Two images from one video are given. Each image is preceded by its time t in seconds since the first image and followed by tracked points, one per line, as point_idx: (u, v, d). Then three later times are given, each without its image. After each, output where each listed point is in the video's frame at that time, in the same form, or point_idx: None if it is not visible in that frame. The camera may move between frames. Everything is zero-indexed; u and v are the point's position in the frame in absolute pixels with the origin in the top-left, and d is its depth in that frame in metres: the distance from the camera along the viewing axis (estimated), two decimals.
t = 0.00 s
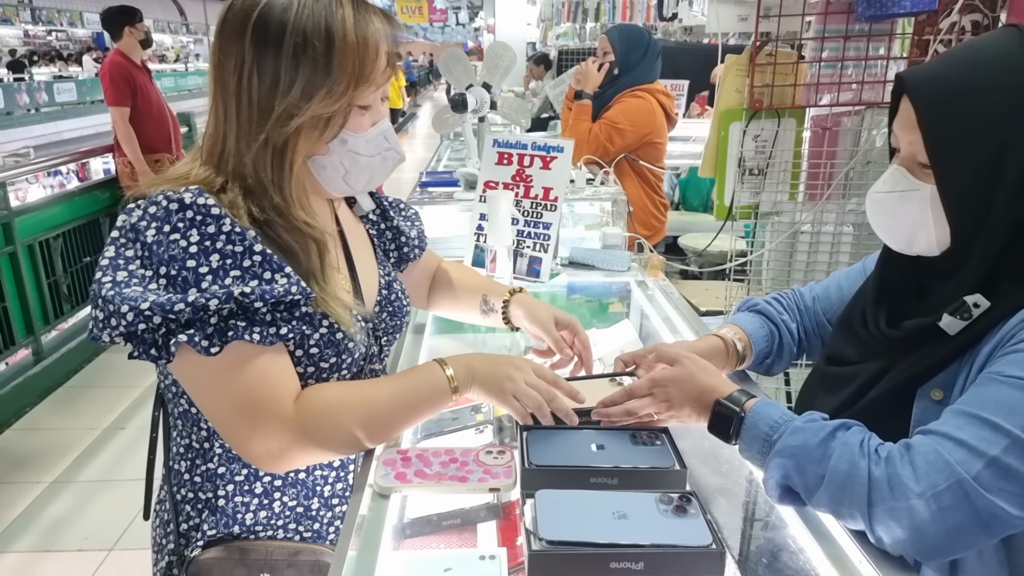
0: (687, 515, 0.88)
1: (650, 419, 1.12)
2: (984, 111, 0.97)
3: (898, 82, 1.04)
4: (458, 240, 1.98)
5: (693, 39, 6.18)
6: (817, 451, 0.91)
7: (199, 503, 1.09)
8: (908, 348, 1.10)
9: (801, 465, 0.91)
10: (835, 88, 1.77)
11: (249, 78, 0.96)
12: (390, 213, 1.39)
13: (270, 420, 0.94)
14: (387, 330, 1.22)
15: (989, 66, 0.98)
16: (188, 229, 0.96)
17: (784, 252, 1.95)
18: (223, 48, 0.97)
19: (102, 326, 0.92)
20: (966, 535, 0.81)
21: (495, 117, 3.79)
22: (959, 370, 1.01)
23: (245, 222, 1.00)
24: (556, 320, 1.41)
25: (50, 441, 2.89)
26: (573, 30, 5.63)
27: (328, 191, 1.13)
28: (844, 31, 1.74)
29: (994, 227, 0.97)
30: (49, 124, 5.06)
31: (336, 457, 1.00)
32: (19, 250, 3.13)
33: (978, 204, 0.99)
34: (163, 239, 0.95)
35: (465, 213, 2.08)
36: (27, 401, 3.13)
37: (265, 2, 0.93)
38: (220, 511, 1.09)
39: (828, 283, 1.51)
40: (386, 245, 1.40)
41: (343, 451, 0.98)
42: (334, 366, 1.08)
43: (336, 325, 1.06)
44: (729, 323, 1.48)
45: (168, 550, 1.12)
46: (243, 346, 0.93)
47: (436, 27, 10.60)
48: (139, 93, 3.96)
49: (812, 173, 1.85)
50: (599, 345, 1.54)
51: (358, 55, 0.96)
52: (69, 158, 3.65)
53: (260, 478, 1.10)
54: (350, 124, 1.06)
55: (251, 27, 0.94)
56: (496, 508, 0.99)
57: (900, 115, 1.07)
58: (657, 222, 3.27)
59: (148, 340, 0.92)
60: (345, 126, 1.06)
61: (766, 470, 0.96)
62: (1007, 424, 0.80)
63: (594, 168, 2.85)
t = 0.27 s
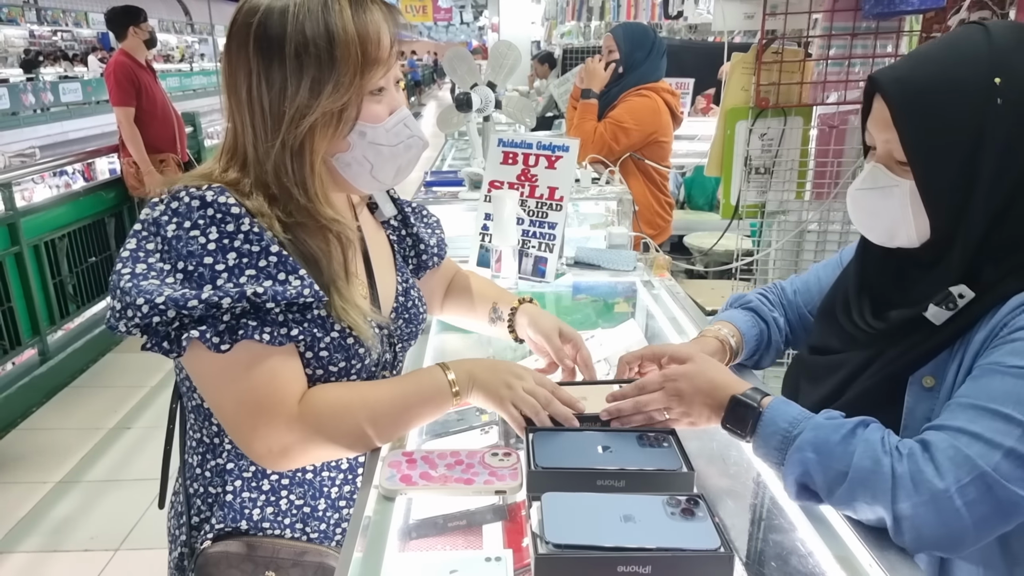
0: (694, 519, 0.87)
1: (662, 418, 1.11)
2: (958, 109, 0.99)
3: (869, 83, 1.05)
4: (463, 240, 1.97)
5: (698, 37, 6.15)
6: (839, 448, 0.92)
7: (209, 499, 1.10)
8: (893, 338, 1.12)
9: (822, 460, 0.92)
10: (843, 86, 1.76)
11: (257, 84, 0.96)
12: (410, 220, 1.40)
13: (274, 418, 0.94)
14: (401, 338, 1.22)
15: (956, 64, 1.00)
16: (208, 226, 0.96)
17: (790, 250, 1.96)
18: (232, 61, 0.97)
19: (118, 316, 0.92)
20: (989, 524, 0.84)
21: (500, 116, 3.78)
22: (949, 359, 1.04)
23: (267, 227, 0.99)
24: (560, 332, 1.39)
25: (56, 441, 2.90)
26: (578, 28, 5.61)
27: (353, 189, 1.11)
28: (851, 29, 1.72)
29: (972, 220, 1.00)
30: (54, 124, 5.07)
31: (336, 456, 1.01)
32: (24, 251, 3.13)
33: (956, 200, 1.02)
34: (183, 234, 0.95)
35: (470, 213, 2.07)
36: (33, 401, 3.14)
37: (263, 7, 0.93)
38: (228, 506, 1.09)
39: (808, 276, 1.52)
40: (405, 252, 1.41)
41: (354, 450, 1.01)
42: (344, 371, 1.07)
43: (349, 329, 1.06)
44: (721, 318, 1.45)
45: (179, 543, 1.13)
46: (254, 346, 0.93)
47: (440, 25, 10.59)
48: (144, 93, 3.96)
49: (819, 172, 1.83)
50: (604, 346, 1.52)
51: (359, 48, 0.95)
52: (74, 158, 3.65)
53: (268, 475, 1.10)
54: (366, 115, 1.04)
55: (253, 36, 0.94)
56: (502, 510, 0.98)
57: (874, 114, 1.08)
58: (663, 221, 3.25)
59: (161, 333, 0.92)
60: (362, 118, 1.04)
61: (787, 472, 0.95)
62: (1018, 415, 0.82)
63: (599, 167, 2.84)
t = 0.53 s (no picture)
0: (700, 522, 0.87)
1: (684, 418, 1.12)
2: (940, 105, 1.06)
3: (854, 82, 1.12)
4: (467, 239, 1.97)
5: (703, 35, 6.12)
6: (873, 452, 0.93)
7: (213, 494, 1.10)
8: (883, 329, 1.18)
9: (852, 463, 0.93)
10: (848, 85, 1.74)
11: (261, 84, 0.96)
12: (422, 221, 1.39)
13: (275, 418, 0.94)
14: (409, 340, 1.22)
15: (937, 64, 1.07)
16: (214, 225, 0.96)
17: (795, 249, 1.92)
18: (237, 59, 0.97)
19: (126, 313, 0.92)
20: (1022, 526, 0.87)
21: (504, 114, 3.77)
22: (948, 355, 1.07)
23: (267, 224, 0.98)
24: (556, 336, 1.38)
25: (59, 439, 2.90)
26: (582, 27, 5.60)
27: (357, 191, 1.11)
28: (857, 28, 1.70)
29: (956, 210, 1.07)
30: (58, 123, 5.08)
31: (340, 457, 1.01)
32: (28, 249, 3.14)
33: (941, 192, 1.08)
34: (189, 232, 0.95)
35: (474, 211, 2.06)
36: (36, 399, 3.15)
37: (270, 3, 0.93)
38: (230, 503, 1.08)
39: (788, 271, 1.57)
40: (417, 253, 1.40)
41: (357, 452, 1.01)
42: (346, 372, 1.06)
43: (353, 331, 1.04)
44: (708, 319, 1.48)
45: (182, 537, 1.12)
46: (256, 346, 0.93)
47: (444, 24, 10.58)
48: (149, 92, 3.97)
49: (824, 171, 1.82)
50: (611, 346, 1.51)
51: (365, 48, 0.95)
52: (78, 156, 3.65)
53: (270, 473, 1.09)
54: (372, 119, 1.03)
55: (260, 33, 0.94)
56: (505, 511, 0.97)
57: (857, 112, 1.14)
58: (668, 220, 3.23)
59: (164, 330, 0.93)
60: (366, 121, 1.03)
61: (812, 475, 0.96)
62: None
63: (603, 166, 2.83)
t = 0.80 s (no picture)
0: (702, 524, 0.86)
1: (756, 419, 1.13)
2: (918, 102, 1.10)
3: (834, 83, 1.15)
4: (468, 240, 1.97)
5: (705, 35, 6.12)
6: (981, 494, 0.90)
7: (211, 497, 1.09)
8: (873, 326, 1.19)
9: (967, 499, 0.91)
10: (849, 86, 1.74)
11: (259, 87, 0.95)
12: (422, 222, 1.38)
13: (261, 430, 0.93)
14: (408, 339, 1.22)
15: (912, 63, 1.12)
16: (205, 233, 0.95)
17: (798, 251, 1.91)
18: (235, 61, 0.96)
19: (117, 319, 0.92)
20: None
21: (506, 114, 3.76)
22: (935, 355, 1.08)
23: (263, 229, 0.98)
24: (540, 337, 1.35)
25: (59, 440, 2.89)
26: (584, 27, 5.59)
27: (353, 194, 1.10)
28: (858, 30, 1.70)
29: (939, 204, 1.10)
30: (60, 122, 5.09)
31: (329, 464, 1.00)
32: (28, 249, 3.14)
33: (921, 186, 1.13)
34: (181, 240, 0.95)
35: (476, 212, 2.06)
36: (36, 398, 3.15)
37: (265, 6, 0.93)
38: (229, 505, 1.08)
39: (767, 270, 1.61)
40: (416, 254, 1.40)
41: (359, 451, 1.00)
42: (344, 376, 1.06)
43: (349, 335, 1.04)
44: (701, 314, 1.47)
45: (181, 537, 1.12)
46: (244, 356, 0.93)
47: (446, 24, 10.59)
48: (150, 91, 3.97)
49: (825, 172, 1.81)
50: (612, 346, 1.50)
51: (365, 53, 0.94)
52: (79, 155, 3.65)
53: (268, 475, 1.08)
54: (369, 124, 1.03)
55: (257, 37, 0.93)
56: (505, 513, 0.96)
57: (835, 112, 1.17)
58: (670, 220, 3.22)
59: (155, 338, 0.93)
60: (363, 127, 1.03)
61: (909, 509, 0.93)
62: None
63: (605, 167, 2.82)
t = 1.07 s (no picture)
0: (703, 524, 0.87)
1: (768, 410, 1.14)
2: (904, 99, 1.10)
3: (822, 79, 1.15)
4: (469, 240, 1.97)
5: (706, 36, 6.11)
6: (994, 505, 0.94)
7: (210, 498, 1.09)
8: (857, 317, 1.19)
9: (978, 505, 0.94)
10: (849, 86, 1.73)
11: (251, 87, 0.95)
12: (417, 219, 1.38)
13: (253, 436, 0.92)
14: (404, 339, 1.21)
15: (897, 60, 1.12)
16: (191, 239, 0.94)
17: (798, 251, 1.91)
18: (227, 59, 0.95)
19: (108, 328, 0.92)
20: None
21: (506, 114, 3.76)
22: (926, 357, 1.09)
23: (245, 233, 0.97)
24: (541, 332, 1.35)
25: (58, 441, 2.89)
26: (584, 27, 5.59)
27: (337, 198, 1.10)
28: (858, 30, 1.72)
29: (925, 188, 1.10)
30: (59, 122, 5.09)
31: (328, 464, 0.98)
32: (28, 249, 3.14)
33: (904, 184, 1.13)
34: (167, 247, 0.94)
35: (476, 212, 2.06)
36: (35, 399, 3.15)
37: (262, 6, 0.92)
38: (228, 506, 1.08)
39: (746, 273, 1.55)
40: (413, 251, 1.40)
41: (360, 451, 0.99)
42: (337, 377, 1.06)
43: (340, 336, 1.03)
44: (700, 330, 1.37)
45: (182, 536, 1.12)
46: (232, 361, 0.92)
47: (446, 24, 10.59)
48: (149, 91, 3.96)
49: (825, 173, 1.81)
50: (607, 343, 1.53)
51: (358, 62, 0.93)
52: (78, 155, 3.65)
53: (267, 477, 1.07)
54: (355, 134, 1.03)
55: (251, 37, 0.92)
56: (506, 513, 0.97)
57: (823, 107, 1.16)
58: (670, 221, 3.22)
59: (145, 345, 0.93)
60: (349, 136, 1.03)
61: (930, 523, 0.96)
62: None
63: (606, 167, 2.83)
